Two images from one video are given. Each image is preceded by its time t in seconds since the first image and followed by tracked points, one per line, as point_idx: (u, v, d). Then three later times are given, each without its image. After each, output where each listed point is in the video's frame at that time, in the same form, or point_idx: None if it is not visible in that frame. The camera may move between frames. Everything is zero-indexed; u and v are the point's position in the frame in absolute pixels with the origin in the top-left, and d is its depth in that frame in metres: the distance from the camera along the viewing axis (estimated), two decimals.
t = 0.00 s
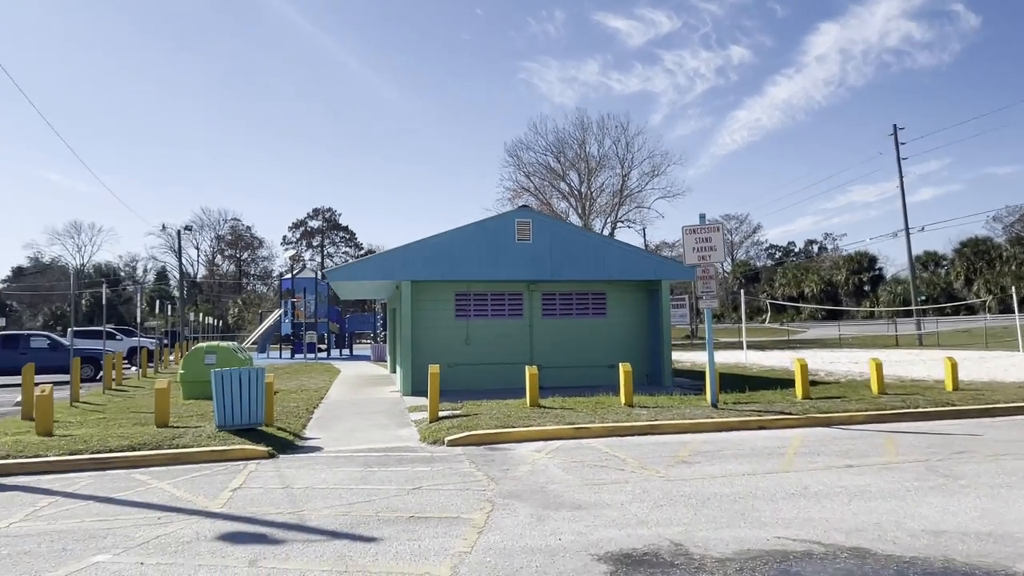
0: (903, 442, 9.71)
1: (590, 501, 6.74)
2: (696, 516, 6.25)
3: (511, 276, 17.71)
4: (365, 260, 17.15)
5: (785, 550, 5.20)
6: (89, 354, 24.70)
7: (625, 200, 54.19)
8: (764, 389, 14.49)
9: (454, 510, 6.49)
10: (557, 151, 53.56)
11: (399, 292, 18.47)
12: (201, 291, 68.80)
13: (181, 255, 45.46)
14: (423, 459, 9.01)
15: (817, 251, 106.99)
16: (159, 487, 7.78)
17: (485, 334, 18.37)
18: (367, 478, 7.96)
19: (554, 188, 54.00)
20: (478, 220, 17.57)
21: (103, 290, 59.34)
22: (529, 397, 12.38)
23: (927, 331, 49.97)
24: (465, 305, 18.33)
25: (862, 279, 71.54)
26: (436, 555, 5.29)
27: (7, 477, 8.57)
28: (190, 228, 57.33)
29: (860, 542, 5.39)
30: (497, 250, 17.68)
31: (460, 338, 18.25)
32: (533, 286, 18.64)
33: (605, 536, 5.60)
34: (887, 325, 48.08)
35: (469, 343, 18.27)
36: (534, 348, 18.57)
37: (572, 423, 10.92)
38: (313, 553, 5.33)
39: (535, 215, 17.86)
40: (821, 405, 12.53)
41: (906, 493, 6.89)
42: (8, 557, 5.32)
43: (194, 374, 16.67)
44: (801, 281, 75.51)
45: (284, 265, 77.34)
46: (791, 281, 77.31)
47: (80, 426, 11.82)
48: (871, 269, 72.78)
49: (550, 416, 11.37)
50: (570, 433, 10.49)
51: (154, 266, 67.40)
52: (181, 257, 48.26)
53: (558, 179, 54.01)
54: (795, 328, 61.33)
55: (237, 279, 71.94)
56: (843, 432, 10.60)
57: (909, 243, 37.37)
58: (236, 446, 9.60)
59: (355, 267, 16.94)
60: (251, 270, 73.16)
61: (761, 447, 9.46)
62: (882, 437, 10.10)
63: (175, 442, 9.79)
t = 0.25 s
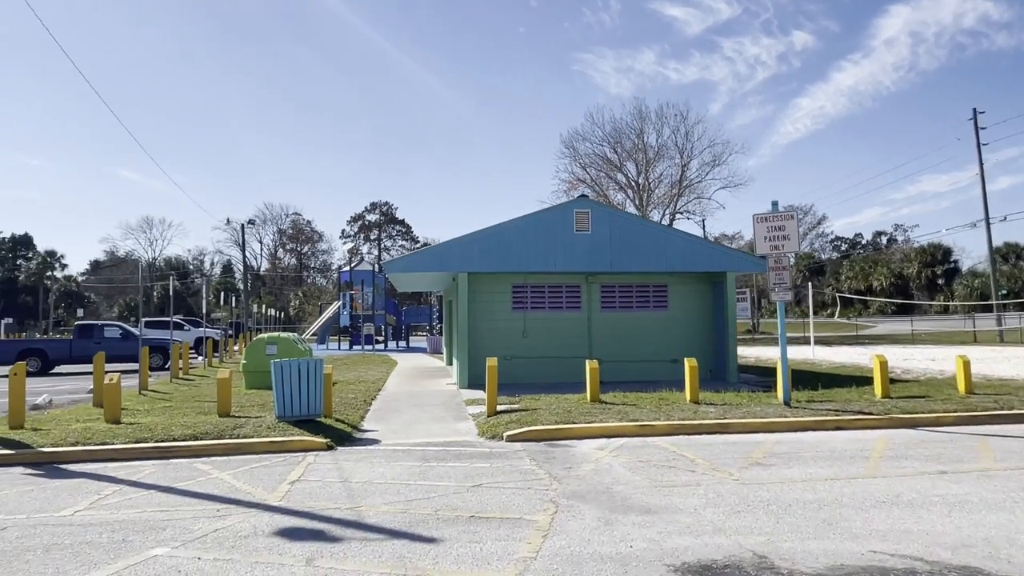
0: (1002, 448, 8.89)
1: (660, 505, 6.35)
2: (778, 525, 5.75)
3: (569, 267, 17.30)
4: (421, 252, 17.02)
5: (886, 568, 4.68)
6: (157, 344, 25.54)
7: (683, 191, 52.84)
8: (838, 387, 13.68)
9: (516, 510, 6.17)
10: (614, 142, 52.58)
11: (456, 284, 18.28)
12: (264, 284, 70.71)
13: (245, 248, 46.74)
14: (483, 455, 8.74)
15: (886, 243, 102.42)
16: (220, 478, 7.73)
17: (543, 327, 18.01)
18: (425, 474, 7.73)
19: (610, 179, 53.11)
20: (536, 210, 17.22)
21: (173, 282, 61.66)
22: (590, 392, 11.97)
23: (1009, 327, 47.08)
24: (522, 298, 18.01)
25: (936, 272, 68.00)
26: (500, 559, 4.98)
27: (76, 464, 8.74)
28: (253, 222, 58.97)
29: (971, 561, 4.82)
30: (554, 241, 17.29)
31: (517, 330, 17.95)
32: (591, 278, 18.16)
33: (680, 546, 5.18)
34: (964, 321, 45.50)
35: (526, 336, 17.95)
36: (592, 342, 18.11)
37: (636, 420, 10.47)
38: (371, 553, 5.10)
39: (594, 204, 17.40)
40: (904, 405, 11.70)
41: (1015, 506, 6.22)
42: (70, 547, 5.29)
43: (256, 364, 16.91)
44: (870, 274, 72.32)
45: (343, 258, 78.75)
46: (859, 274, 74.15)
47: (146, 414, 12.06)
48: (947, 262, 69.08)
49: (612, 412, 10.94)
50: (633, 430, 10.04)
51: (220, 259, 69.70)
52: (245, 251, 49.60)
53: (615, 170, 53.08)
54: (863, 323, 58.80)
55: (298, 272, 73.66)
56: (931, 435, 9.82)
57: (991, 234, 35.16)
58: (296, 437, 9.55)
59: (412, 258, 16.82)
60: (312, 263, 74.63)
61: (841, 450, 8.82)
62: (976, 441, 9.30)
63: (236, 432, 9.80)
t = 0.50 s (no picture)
0: None
1: (722, 514, 5.91)
2: (855, 540, 5.26)
3: (615, 261, 16.83)
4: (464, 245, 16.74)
5: None
6: (205, 337, 25.96)
7: (730, 184, 51.52)
8: (903, 388, 12.91)
9: (566, 516, 5.81)
10: (658, 134, 51.53)
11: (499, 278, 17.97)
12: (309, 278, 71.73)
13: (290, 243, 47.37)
14: (529, 454, 8.40)
15: (943, 237, 98.48)
16: (261, 474, 7.57)
17: (587, 322, 17.58)
18: (470, 474, 7.42)
19: (654, 172, 52.14)
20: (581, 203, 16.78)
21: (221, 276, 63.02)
22: (638, 390, 11.52)
23: None
24: (566, 292, 17.61)
25: (998, 268, 64.98)
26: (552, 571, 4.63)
27: (122, 456, 8.73)
28: (298, 217, 59.77)
29: None
30: (600, 234, 16.83)
31: (561, 326, 17.56)
32: (638, 272, 17.64)
33: (748, 561, 4.75)
34: None
35: (570, 332, 17.55)
36: (639, 338, 17.60)
37: (688, 420, 9.99)
38: (415, 560, 4.80)
39: (641, 196, 16.88)
40: (977, 408, 10.94)
41: None
42: (108, 545, 5.14)
43: (299, 357, 16.92)
44: (925, 270, 69.55)
45: (386, 252, 79.37)
46: (914, 269, 71.38)
47: (192, 407, 12.09)
48: (1009, 257, 65.93)
49: (663, 412, 10.47)
50: (686, 431, 9.57)
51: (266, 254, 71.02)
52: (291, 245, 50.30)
53: (659, 163, 52.06)
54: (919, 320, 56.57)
55: (342, 266, 74.52)
56: (1012, 441, 9.10)
57: None
58: (338, 433, 9.38)
59: (455, 252, 16.56)
60: (355, 258, 75.32)
61: (914, 457, 8.20)
62: None
63: (279, 427, 9.68)
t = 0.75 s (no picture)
0: None
1: (778, 524, 5.49)
2: (930, 559, 4.80)
3: (651, 256, 16.34)
4: (496, 239, 16.40)
5: None
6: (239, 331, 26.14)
7: (767, 177, 50.34)
8: (960, 388, 12.23)
9: (610, 523, 5.44)
10: (693, 127, 50.53)
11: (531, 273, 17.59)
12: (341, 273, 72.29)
13: (323, 238, 47.66)
14: (566, 455, 8.05)
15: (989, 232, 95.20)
16: (290, 472, 7.36)
17: (623, 318, 17.13)
18: (505, 476, 7.10)
19: (689, 166, 51.22)
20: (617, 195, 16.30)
21: (255, 271, 63.86)
22: (678, 389, 11.10)
23: None
24: (601, 287, 17.17)
25: None
26: None
27: (152, 451, 8.62)
28: (331, 213, 60.22)
29: None
30: (636, 227, 16.35)
31: (595, 321, 17.11)
32: (676, 266, 17.11)
33: None
34: None
35: (605, 328, 17.10)
36: (676, 334, 17.09)
37: (733, 420, 9.54)
38: (449, 571, 4.49)
39: (679, 187, 16.34)
40: None
41: None
42: (132, 547, 4.93)
43: (331, 352, 16.81)
44: (971, 266, 67.24)
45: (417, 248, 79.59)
46: (958, 265, 69.08)
47: (224, 401, 12.01)
48: None
49: (705, 411, 10.04)
50: (731, 432, 9.12)
51: (299, 250, 71.78)
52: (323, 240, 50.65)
53: (694, 157, 51.14)
54: (965, 317, 54.70)
55: (373, 262, 74.93)
56: None
57: None
58: (369, 429, 9.15)
59: (487, 246, 16.23)
60: (387, 254, 75.61)
61: (981, 465, 7.64)
62: None
63: (309, 423, 9.49)
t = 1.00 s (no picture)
0: None
1: (839, 539, 5.07)
2: None
3: (684, 252, 15.85)
4: (524, 235, 16.02)
5: None
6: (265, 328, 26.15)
7: (799, 171, 49.26)
8: (1015, 390, 11.59)
9: (655, 536, 5.06)
10: (722, 122, 49.60)
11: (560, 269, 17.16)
12: (366, 270, 72.56)
13: (349, 235, 47.74)
14: (602, 459, 7.67)
15: None
16: (316, 474, 7.09)
17: (654, 315, 16.57)
18: (539, 481, 6.75)
19: (718, 161, 50.36)
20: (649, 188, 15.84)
21: (282, 268, 64.37)
22: (716, 389, 10.65)
23: None
24: (631, 284, 16.60)
25: None
26: None
27: (177, 451, 8.43)
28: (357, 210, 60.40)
29: None
30: (669, 222, 15.87)
31: (626, 319, 16.59)
32: (709, 262, 16.58)
33: None
34: None
35: (635, 325, 16.57)
36: (709, 332, 16.57)
37: (776, 423, 9.07)
38: None
39: (713, 180, 15.84)
40: None
41: None
42: (150, 556, 4.68)
43: (357, 349, 16.60)
44: (1011, 263, 65.21)
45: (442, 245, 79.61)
46: (997, 262, 67.06)
47: (249, 399, 11.83)
48: None
49: (746, 413, 9.57)
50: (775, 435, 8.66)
51: (326, 247, 72.20)
52: (349, 237, 50.76)
53: (724, 151, 50.26)
54: (1005, 315, 53.03)
55: (398, 259, 75.08)
56: None
57: None
58: (396, 429, 8.87)
59: (515, 241, 15.85)
60: (412, 251, 75.67)
61: None
62: None
63: (335, 423, 9.23)
